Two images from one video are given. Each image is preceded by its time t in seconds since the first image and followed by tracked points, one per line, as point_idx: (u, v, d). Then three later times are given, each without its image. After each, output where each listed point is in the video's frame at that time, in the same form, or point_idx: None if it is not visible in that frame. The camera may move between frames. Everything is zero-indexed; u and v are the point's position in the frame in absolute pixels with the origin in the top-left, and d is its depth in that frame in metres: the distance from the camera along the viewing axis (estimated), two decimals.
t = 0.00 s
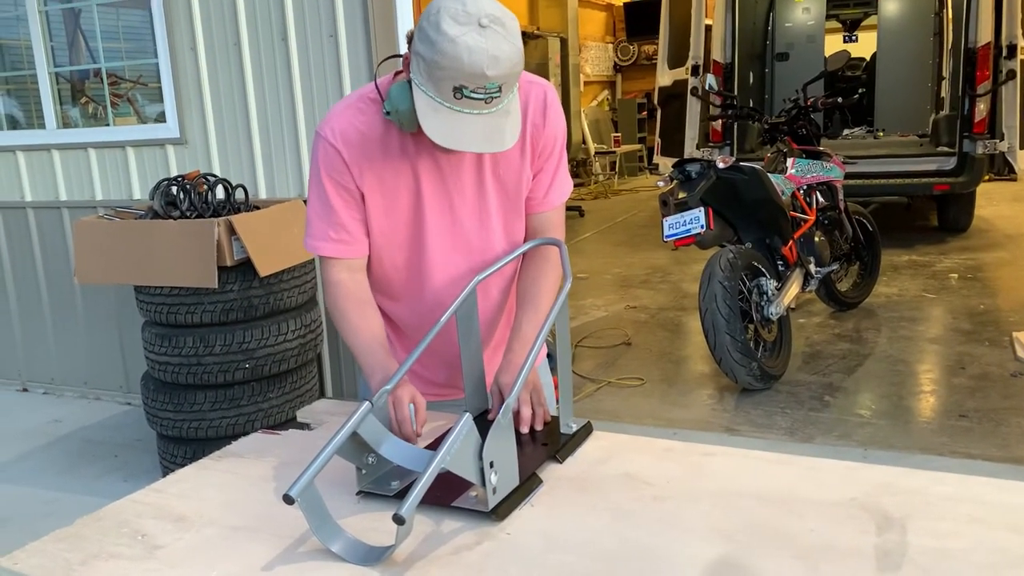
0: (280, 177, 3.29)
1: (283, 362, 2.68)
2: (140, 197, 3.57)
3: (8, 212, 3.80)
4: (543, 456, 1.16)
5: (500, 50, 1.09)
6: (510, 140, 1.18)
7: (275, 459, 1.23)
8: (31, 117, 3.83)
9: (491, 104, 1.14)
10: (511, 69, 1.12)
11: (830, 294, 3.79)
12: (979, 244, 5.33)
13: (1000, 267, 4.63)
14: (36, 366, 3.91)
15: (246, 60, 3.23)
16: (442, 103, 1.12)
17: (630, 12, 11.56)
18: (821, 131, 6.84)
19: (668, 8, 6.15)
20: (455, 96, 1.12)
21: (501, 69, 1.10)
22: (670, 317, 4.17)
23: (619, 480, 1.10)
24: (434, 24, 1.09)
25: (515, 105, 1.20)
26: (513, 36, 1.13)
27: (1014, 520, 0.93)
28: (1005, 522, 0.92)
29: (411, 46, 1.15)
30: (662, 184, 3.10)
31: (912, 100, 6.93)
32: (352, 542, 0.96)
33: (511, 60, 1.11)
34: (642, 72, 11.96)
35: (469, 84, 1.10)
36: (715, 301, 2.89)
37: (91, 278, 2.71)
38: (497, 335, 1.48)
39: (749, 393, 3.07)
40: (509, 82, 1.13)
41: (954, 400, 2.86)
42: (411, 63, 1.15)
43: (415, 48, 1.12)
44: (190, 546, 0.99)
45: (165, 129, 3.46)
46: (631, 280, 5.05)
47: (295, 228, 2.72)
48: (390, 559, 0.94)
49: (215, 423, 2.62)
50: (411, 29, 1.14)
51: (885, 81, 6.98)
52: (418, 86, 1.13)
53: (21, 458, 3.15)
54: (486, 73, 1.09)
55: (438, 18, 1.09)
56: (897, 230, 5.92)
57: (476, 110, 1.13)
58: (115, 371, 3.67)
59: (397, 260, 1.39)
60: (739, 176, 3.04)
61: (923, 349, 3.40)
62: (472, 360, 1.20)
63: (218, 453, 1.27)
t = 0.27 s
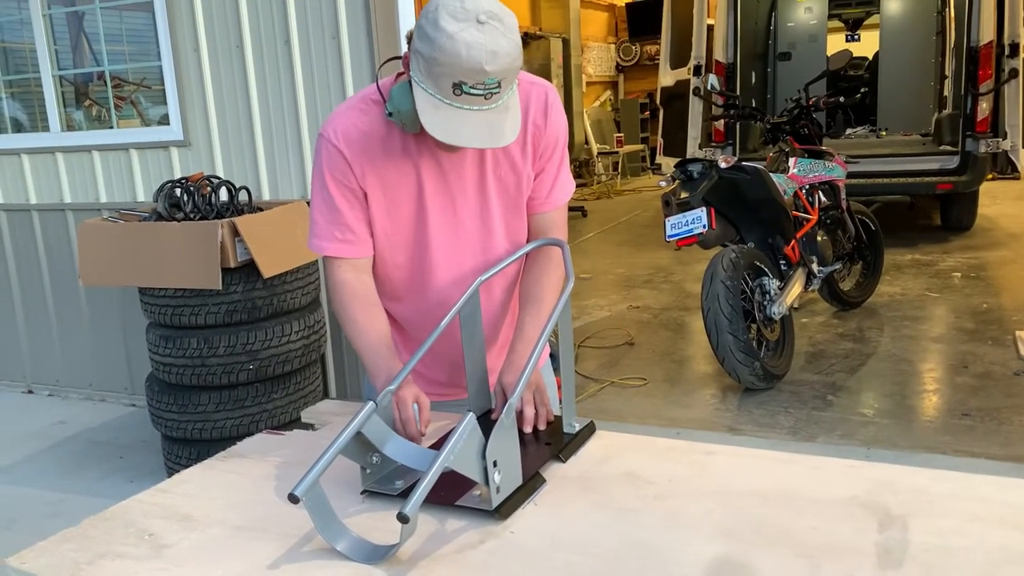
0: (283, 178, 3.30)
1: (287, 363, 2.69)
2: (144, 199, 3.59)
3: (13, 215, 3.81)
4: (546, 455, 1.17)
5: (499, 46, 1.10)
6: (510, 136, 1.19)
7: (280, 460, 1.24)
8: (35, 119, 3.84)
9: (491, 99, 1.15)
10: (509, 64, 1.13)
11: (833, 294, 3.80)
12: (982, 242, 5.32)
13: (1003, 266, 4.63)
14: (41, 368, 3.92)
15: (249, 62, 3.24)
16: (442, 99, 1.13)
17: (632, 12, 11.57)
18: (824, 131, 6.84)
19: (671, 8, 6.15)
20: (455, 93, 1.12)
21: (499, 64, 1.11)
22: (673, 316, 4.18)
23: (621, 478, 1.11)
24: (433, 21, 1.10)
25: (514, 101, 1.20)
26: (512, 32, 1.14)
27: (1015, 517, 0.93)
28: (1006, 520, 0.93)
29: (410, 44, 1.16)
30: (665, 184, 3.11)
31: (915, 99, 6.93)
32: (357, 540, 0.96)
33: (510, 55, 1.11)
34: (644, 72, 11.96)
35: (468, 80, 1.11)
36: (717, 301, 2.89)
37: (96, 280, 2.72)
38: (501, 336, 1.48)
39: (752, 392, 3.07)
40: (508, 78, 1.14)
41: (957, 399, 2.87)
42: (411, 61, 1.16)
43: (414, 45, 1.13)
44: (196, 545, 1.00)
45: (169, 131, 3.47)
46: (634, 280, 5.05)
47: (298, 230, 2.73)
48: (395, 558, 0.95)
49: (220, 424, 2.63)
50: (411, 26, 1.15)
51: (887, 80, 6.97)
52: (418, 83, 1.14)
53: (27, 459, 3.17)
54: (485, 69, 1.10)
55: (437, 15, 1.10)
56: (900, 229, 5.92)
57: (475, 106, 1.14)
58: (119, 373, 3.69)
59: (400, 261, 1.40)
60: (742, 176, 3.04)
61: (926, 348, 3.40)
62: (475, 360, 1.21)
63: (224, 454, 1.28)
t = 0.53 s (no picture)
0: (285, 182, 3.31)
1: (289, 366, 2.70)
2: (146, 204, 3.60)
3: (14, 220, 3.83)
4: (546, 455, 1.18)
5: (496, 47, 1.11)
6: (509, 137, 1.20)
7: (282, 462, 1.25)
8: (37, 125, 3.86)
9: (489, 100, 1.16)
10: (506, 65, 1.14)
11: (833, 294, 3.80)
12: (982, 242, 5.33)
13: (1003, 266, 4.64)
14: (44, 373, 3.93)
15: (249, 67, 3.25)
16: (441, 102, 1.14)
17: (632, 14, 11.59)
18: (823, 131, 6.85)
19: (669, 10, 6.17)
20: (453, 94, 1.13)
21: (496, 65, 1.12)
22: (673, 318, 4.18)
23: (621, 479, 1.11)
24: (430, 24, 1.12)
25: (512, 102, 1.21)
26: (508, 34, 1.15)
27: (1012, 514, 0.94)
28: (1003, 518, 0.94)
29: (408, 48, 1.17)
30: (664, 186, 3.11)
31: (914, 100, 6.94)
32: (359, 541, 0.97)
33: (507, 56, 1.12)
34: (643, 74, 11.98)
35: (467, 82, 1.12)
36: (717, 302, 2.90)
37: (98, 285, 2.73)
38: (502, 338, 1.49)
39: (752, 393, 3.08)
40: (506, 78, 1.15)
41: (957, 398, 2.87)
42: (409, 65, 1.17)
43: (412, 50, 1.14)
44: (200, 547, 1.01)
45: (170, 136, 3.48)
46: (635, 282, 5.06)
47: (299, 234, 2.74)
48: (396, 558, 0.96)
49: (222, 427, 2.64)
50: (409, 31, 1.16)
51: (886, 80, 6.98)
52: (417, 87, 1.15)
53: (30, 464, 3.18)
54: (482, 70, 1.11)
55: (434, 18, 1.11)
56: (900, 229, 5.92)
57: (474, 107, 1.15)
58: (122, 377, 3.70)
59: (400, 265, 1.41)
60: (742, 177, 3.04)
61: (927, 348, 3.40)
62: (475, 363, 1.22)
63: (226, 456, 1.28)
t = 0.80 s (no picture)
0: (284, 188, 3.32)
1: (288, 371, 2.70)
2: (145, 210, 3.60)
3: (14, 227, 3.83)
4: (544, 459, 1.18)
5: (512, 53, 1.12)
6: (521, 143, 1.20)
7: (281, 467, 1.25)
8: (36, 132, 3.87)
9: (503, 106, 1.16)
10: (522, 72, 1.15)
11: (831, 296, 3.81)
12: (980, 244, 5.34)
13: (1001, 267, 4.65)
14: (43, 379, 3.94)
15: (248, 73, 3.26)
16: (455, 106, 1.14)
17: (629, 18, 11.62)
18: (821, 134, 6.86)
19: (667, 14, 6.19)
20: (468, 99, 1.14)
21: (513, 71, 1.13)
22: (672, 321, 4.19)
23: (619, 481, 1.12)
24: (445, 29, 1.12)
25: (523, 110, 1.22)
26: (522, 42, 1.16)
27: (1007, 515, 0.95)
28: (998, 519, 0.94)
29: (422, 54, 1.17)
30: (662, 190, 3.12)
31: (911, 102, 6.95)
32: (357, 545, 0.98)
33: (522, 63, 1.13)
34: (641, 78, 12.00)
35: (482, 87, 1.12)
36: (716, 305, 2.91)
37: (97, 292, 2.74)
38: (499, 344, 1.50)
39: (751, 396, 3.09)
40: (520, 85, 1.16)
41: (955, 400, 2.88)
42: (422, 71, 1.17)
43: (426, 55, 1.15)
44: (199, 552, 1.01)
45: (169, 142, 3.49)
46: (634, 285, 5.07)
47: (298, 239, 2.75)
48: (395, 562, 0.96)
49: (221, 433, 2.65)
50: (420, 37, 1.17)
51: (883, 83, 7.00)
52: (431, 91, 1.15)
53: (29, 470, 3.18)
54: (499, 75, 1.12)
55: (449, 23, 1.12)
56: (898, 231, 5.93)
57: (488, 113, 1.15)
58: (122, 383, 3.70)
59: (398, 270, 1.41)
60: (739, 181, 3.04)
61: (925, 350, 3.41)
62: (472, 368, 1.22)
63: (226, 461, 1.29)
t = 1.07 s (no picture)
0: (284, 192, 3.33)
1: (289, 375, 2.71)
2: (146, 214, 3.61)
3: (15, 230, 3.84)
4: (544, 462, 1.19)
5: (553, 53, 1.14)
6: (552, 143, 1.22)
7: (282, 469, 1.25)
8: (36, 136, 3.88)
9: (538, 106, 1.18)
10: (560, 73, 1.17)
11: (830, 300, 3.81)
12: (979, 248, 5.35)
13: (1000, 271, 4.65)
14: (44, 382, 3.94)
15: (249, 77, 3.27)
16: (494, 103, 1.15)
17: (629, 22, 11.65)
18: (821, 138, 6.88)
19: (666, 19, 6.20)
20: (508, 97, 1.14)
21: (554, 71, 1.14)
22: (672, 325, 4.20)
23: (618, 483, 1.12)
24: (487, 27, 1.13)
25: (552, 111, 1.24)
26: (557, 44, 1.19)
27: (1004, 517, 0.95)
28: (995, 521, 0.95)
29: (458, 51, 1.17)
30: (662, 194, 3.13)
31: (910, 106, 6.96)
32: (358, 547, 0.98)
33: (562, 63, 1.15)
34: (641, 82, 12.02)
35: (524, 84, 1.13)
36: (715, 309, 2.91)
37: (98, 295, 2.74)
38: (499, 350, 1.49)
39: (751, 399, 3.09)
40: (555, 86, 1.18)
41: (955, 403, 2.88)
42: (459, 68, 1.17)
43: (465, 52, 1.15)
44: (200, 553, 1.02)
45: (170, 146, 3.50)
46: (633, 289, 5.08)
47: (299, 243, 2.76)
48: (395, 564, 0.97)
49: (221, 436, 2.65)
50: (454, 33, 1.18)
51: (883, 87, 7.01)
52: (470, 88, 1.15)
53: (29, 473, 3.18)
54: (541, 74, 1.13)
55: (492, 22, 1.13)
56: (898, 235, 5.94)
57: (525, 111, 1.16)
58: (122, 387, 3.71)
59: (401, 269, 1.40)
60: (738, 185, 3.04)
61: (924, 354, 3.41)
62: (472, 372, 1.23)
63: (227, 463, 1.29)
